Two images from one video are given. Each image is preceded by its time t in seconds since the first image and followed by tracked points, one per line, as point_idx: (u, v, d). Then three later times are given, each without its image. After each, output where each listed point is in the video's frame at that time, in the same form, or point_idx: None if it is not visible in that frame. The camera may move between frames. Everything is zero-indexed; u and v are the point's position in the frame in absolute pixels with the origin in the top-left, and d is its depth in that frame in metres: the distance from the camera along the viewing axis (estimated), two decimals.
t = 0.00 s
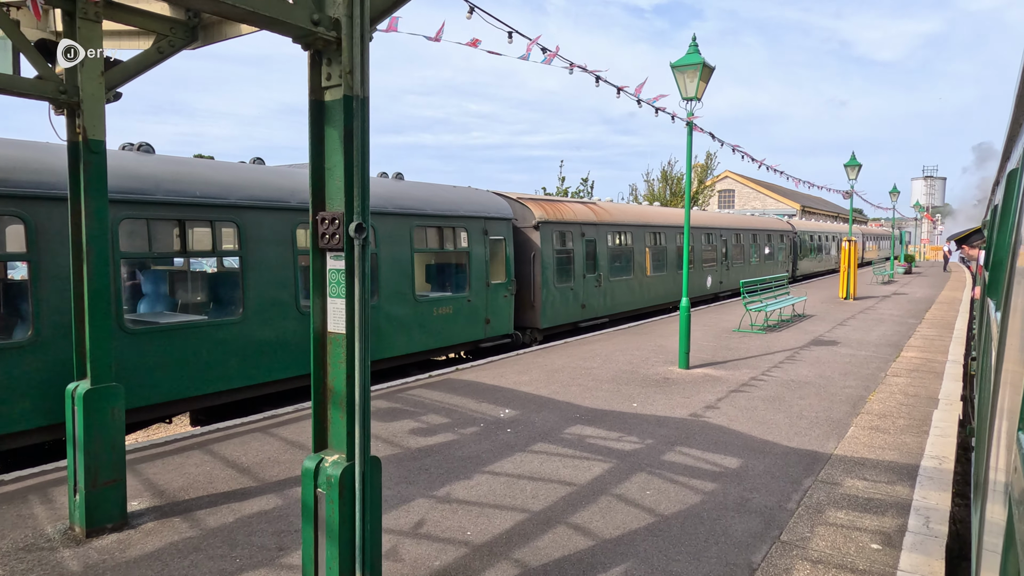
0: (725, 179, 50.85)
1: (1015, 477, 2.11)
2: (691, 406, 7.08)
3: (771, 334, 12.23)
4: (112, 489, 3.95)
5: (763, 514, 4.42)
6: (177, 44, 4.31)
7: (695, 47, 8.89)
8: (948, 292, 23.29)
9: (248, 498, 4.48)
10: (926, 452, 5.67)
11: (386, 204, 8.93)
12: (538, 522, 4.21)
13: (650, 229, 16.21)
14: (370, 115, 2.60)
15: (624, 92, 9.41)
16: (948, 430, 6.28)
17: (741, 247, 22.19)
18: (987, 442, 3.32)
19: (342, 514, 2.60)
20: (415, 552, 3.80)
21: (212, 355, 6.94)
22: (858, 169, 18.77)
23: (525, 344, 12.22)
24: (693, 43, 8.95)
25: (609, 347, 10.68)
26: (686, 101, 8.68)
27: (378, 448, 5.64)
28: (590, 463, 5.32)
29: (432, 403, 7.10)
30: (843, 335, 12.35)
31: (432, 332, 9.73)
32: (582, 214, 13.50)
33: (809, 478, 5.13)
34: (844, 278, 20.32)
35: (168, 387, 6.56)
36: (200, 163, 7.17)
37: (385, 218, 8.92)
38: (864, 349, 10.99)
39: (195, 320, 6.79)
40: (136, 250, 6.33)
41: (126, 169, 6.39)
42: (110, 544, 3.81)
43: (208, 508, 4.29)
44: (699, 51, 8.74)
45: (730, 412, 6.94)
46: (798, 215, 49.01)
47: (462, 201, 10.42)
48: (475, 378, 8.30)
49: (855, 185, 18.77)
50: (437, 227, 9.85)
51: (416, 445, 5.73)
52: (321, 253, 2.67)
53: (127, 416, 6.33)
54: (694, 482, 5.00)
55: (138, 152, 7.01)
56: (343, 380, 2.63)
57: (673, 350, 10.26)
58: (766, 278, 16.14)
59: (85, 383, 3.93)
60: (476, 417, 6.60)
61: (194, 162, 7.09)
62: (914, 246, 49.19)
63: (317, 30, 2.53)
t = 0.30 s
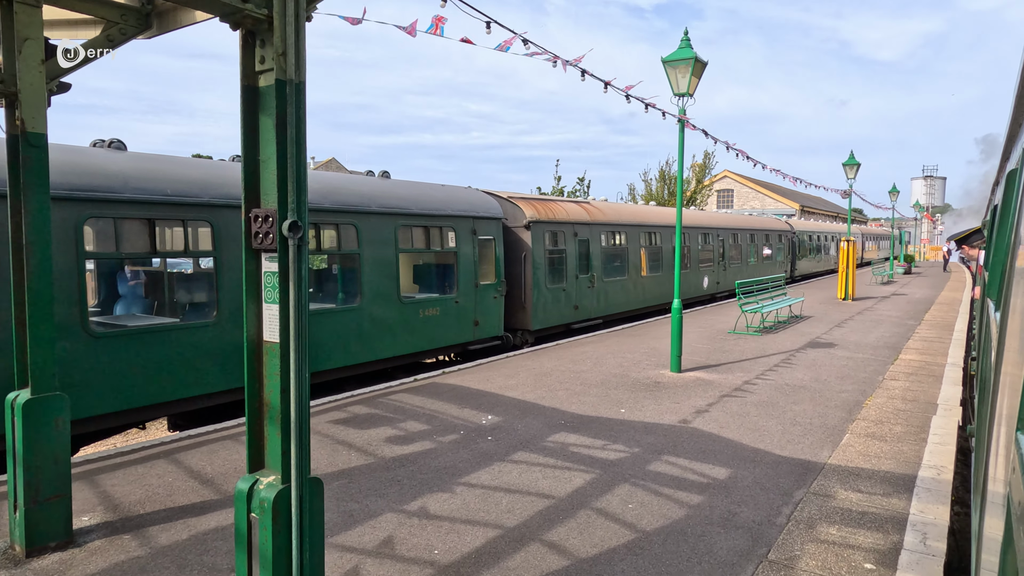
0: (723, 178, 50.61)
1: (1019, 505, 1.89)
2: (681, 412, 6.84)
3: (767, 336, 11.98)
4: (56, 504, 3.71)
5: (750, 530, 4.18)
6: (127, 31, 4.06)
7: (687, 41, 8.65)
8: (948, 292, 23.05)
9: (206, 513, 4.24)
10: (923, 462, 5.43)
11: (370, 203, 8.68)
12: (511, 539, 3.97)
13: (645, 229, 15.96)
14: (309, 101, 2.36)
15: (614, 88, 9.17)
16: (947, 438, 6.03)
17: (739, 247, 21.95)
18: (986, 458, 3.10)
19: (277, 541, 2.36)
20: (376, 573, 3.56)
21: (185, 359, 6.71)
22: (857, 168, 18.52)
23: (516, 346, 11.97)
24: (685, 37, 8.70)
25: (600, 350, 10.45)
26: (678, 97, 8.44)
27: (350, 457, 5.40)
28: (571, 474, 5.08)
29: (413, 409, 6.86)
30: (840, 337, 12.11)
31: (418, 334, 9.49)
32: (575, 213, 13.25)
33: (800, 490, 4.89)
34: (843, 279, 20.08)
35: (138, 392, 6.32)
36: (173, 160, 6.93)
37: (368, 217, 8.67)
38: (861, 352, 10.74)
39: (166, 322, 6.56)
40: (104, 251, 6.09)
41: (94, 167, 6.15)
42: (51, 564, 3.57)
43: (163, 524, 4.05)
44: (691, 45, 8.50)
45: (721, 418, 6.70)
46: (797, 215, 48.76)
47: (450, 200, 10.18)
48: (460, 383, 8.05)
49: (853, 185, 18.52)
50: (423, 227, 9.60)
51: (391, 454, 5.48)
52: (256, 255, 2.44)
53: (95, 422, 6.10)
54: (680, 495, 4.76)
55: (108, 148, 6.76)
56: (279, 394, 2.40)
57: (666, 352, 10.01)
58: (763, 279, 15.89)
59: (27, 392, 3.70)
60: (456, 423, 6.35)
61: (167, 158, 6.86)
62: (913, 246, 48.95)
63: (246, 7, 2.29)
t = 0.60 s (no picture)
0: (723, 178, 50.37)
1: None
2: (670, 419, 6.58)
3: (763, 338, 11.72)
4: None
5: (736, 549, 3.92)
6: (71, 17, 3.73)
7: (679, 35, 8.38)
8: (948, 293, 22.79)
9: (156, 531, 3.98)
10: (921, 473, 5.17)
11: (351, 202, 8.43)
12: (479, 560, 3.71)
13: (640, 229, 15.70)
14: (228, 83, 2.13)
15: (604, 84, 8.91)
16: (946, 447, 5.78)
17: (736, 247, 21.69)
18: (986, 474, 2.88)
19: None
20: None
21: (155, 363, 6.49)
22: (857, 167, 18.26)
23: (507, 348, 11.72)
24: (677, 31, 8.44)
25: (591, 353, 10.19)
26: (669, 93, 8.18)
27: (320, 467, 5.15)
28: (550, 486, 4.82)
29: (392, 416, 6.60)
30: (838, 339, 11.85)
31: (403, 337, 9.24)
32: (567, 213, 12.98)
33: (791, 504, 4.63)
34: (842, 279, 19.79)
35: (103, 400, 6.08)
36: (144, 157, 6.69)
37: (350, 216, 8.42)
38: (859, 355, 10.48)
39: (134, 326, 6.33)
40: (69, 252, 5.88)
41: (57, 164, 5.89)
42: None
43: (108, 544, 3.79)
44: (683, 38, 8.24)
45: (711, 424, 6.44)
46: (797, 214, 48.47)
47: (437, 199, 9.92)
48: (443, 387, 7.79)
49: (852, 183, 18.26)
50: (409, 226, 9.34)
51: (363, 464, 5.23)
52: (172, 256, 2.19)
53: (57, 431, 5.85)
54: (664, 509, 4.50)
55: (76, 145, 6.52)
56: (196, 412, 2.15)
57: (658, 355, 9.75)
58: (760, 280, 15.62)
59: None
60: (434, 431, 6.10)
61: (137, 156, 6.61)
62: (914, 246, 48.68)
63: None
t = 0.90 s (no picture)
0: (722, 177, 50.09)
1: None
2: (657, 425, 6.32)
3: (758, 339, 11.44)
4: None
5: (719, 570, 3.66)
6: None
7: (670, 27, 8.12)
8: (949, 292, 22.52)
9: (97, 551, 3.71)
10: (918, 485, 4.91)
11: (332, 199, 8.16)
12: None
13: (635, 228, 15.43)
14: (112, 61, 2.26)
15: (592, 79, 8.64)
16: (944, 456, 5.51)
17: (734, 246, 21.42)
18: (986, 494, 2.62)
19: None
20: None
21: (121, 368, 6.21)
22: (855, 165, 18.00)
23: (496, 350, 11.46)
24: (667, 24, 8.18)
25: (581, 355, 9.92)
26: (659, 87, 7.92)
27: (284, 479, 4.88)
28: (525, 500, 4.56)
29: (367, 423, 6.33)
30: (835, 340, 11.57)
31: (386, 338, 8.98)
32: (559, 211, 12.70)
33: (780, 518, 4.37)
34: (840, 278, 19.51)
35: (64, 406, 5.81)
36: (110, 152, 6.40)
37: (330, 214, 8.15)
38: (856, 356, 10.21)
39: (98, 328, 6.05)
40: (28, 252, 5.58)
41: (17, 159, 5.60)
42: None
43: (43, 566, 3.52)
44: (673, 31, 7.98)
45: (700, 431, 6.18)
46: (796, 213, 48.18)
47: (423, 197, 9.65)
48: (424, 392, 7.53)
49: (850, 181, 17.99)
50: (392, 225, 9.07)
51: (330, 475, 4.96)
52: (58, 269, 2.45)
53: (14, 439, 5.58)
54: (645, 525, 4.23)
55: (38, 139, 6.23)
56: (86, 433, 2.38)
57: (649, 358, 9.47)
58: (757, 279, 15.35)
59: None
60: (410, 439, 5.83)
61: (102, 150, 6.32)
62: (914, 245, 48.33)
63: None
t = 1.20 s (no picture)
0: (721, 175, 49.82)
1: None
2: (643, 432, 6.04)
3: (753, 341, 11.16)
4: None
5: None
6: None
7: (659, 19, 7.85)
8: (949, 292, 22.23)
9: None
10: (914, 499, 4.63)
11: (309, 197, 7.90)
12: None
13: (628, 226, 15.16)
14: None
15: (580, 73, 8.37)
16: (943, 466, 5.24)
17: (731, 246, 21.14)
18: (985, 523, 2.35)
19: None
20: None
21: (82, 373, 5.92)
22: (853, 162, 17.72)
23: (484, 352, 11.19)
24: (657, 15, 7.90)
25: (571, 357, 9.64)
26: (648, 80, 7.64)
27: (243, 492, 4.61)
28: (496, 515, 4.28)
29: (340, 430, 6.05)
30: (832, 342, 11.29)
31: (367, 341, 8.71)
32: (549, 209, 12.42)
33: (768, 536, 4.10)
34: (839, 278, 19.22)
35: (20, 414, 5.53)
36: (70, 147, 6.12)
37: (307, 212, 7.88)
38: (853, 359, 9.93)
39: (56, 331, 5.76)
40: None
41: None
42: None
43: None
44: (662, 22, 7.70)
45: (687, 439, 5.90)
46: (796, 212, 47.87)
47: (406, 194, 9.37)
48: (404, 397, 7.25)
49: (849, 179, 17.71)
50: (374, 223, 8.80)
51: (293, 488, 4.68)
52: None
53: None
54: (622, 544, 3.95)
55: None
56: None
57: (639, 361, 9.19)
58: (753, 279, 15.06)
59: None
60: (381, 448, 5.55)
61: (62, 146, 6.04)
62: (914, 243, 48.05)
63: None
